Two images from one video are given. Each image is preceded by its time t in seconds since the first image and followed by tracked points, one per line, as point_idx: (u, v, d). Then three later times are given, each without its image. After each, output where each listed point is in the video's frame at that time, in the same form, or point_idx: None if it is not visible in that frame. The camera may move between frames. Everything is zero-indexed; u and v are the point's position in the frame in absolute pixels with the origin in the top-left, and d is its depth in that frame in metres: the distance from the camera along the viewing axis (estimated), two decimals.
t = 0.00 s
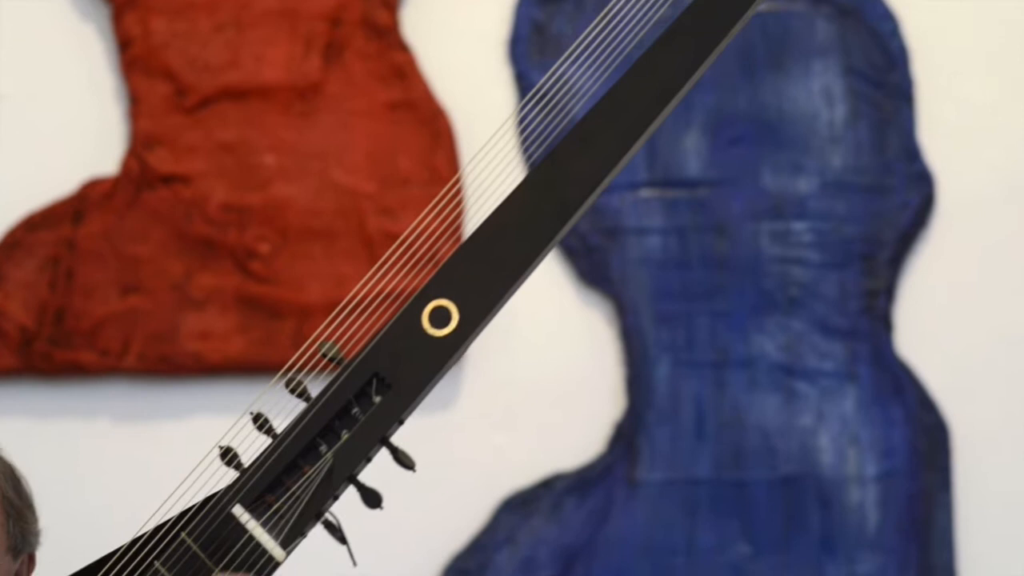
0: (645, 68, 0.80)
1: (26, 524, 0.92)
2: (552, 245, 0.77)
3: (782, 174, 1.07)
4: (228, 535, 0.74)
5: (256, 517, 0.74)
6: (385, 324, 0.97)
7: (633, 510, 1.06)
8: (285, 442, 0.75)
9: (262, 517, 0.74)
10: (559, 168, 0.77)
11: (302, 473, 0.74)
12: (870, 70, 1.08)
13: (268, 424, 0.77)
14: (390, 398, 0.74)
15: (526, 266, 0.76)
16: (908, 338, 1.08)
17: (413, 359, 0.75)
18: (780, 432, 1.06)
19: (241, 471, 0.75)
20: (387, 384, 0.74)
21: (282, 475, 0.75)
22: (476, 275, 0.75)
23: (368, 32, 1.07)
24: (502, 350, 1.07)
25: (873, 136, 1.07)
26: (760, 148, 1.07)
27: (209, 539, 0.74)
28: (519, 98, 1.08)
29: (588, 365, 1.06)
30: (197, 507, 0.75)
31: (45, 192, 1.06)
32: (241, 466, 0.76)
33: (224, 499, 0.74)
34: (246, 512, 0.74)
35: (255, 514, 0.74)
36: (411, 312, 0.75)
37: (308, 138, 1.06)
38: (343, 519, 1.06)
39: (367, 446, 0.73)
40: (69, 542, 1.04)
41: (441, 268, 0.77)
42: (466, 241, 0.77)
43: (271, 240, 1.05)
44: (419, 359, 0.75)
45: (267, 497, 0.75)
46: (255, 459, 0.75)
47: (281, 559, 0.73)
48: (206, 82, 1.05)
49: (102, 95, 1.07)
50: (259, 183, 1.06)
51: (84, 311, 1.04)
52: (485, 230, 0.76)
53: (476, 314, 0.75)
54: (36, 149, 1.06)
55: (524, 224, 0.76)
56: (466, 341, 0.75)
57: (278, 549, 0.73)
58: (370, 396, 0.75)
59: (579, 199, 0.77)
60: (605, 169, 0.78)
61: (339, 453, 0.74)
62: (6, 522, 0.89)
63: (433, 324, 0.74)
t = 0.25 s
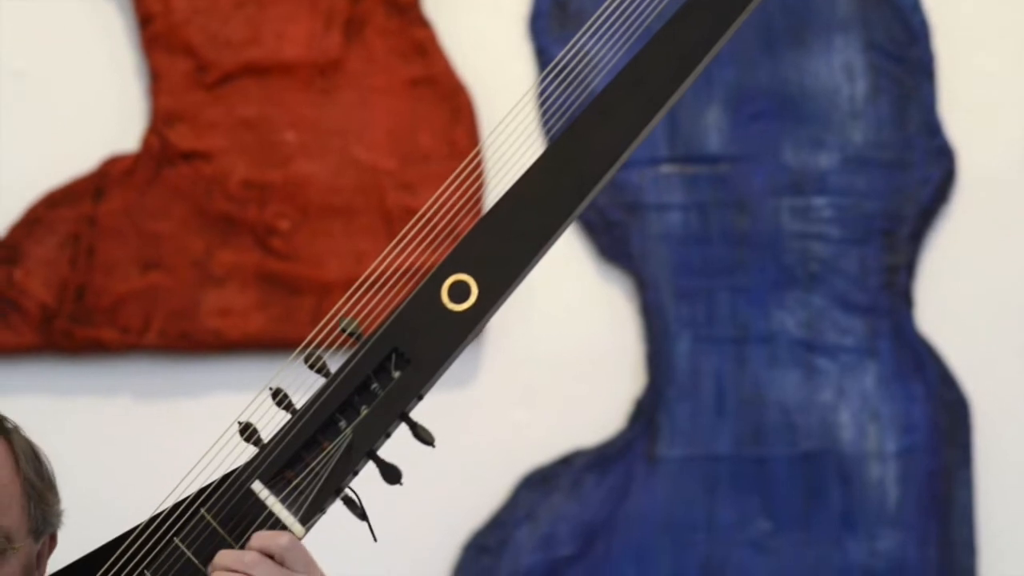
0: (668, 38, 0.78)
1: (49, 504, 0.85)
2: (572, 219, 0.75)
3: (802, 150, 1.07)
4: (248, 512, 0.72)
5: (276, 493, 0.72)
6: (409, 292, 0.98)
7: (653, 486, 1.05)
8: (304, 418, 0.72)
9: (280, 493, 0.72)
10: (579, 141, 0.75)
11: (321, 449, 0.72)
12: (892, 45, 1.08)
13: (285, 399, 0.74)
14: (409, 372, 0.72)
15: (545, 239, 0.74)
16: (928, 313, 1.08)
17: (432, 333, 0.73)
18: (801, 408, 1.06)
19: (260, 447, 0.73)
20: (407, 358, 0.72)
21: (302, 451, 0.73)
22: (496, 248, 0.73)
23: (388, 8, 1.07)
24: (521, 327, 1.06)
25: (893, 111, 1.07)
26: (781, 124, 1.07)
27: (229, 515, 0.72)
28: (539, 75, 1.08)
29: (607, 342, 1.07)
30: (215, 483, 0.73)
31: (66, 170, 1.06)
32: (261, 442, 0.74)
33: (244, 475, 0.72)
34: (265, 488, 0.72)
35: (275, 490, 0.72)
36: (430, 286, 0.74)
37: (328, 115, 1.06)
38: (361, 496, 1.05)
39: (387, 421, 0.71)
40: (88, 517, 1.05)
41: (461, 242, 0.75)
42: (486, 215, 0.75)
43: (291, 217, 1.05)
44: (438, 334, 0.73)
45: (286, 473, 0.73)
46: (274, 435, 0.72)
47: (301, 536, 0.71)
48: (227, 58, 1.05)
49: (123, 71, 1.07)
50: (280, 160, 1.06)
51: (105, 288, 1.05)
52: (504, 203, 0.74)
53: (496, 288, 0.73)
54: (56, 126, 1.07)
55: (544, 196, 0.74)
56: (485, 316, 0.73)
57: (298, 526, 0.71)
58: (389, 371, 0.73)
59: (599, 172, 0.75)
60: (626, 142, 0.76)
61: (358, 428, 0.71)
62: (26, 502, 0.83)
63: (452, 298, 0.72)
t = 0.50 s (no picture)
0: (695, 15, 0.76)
1: (67, 492, 0.86)
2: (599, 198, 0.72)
3: (822, 126, 1.06)
4: (272, 491, 0.69)
5: (301, 472, 0.69)
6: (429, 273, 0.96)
7: (673, 464, 1.05)
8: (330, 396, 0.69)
9: (306, 473, 0.69)
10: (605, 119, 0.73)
11: (347, 429, 0.69)
12: (911, 21, 1.07)
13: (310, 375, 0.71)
14: (436, 352, 0.69)
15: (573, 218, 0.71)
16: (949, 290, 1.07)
17: (459, 312, 0.70)
18: (822, 385, 1.06)
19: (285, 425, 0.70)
20: (433, 337, 0.69)
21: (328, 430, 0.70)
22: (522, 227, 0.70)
23: None
24: (542, 305, 1.06)
25: (913, 87, 1.07)
26: (800, 100, 1.06)
27: (254, 495, 0.70)
28: (560, 52, 1.08)
29: (627, 318, 1.06)
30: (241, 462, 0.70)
31: (84, 146, 1.06)
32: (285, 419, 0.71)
33: (268, 455, 0.70)
34: (291, 467, 0.69)
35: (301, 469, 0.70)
36: (455, 266, 0.71)
37: (346, 91, 1.06)
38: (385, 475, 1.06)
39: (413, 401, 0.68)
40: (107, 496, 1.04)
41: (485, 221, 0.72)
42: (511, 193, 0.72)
43: (310, 194, 1.05)
44: (464, 314, 0.70)
45: (312, 452, 0.69)
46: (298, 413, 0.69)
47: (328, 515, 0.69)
48: (245, 35, 1.05)
49: (140, 49, 1.07)
50: (298, 137, 1.05)
51: (123, 266, 1.04)
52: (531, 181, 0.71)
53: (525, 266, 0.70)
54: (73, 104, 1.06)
55: (570, 174, 0.72)
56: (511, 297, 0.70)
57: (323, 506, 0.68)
58: (414, 351, 0.70)
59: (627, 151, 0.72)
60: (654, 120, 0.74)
61: (385, 408, 0.68)
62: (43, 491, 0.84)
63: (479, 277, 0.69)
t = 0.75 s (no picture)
0: None
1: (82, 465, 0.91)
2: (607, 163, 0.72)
3: (843, 106, 1.06)
4: (285, 460, 0.71)
5: (313, 442, 0.71)
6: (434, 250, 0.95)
7: (694, 444, 1.05)
8: (341, 366, 0.71)
9: (318, 442, 0.71)
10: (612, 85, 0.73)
11: (357, 398, 0.70)
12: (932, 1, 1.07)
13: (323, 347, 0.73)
14: (446, 320, 0.70)
15: (580, 186, 0.71)
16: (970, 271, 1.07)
17: (467, 280, 0.71)
18: (843, 365, 1.06)
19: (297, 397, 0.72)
20: (443, 306, 0.70)
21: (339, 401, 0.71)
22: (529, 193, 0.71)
23: None
24: (560, 281, 1.06)
25: (934, 67, 1.07)
26: (821, 79, 1.07)
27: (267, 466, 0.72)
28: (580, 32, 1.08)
29: (646, 297, 1.06)
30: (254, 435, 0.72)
31: (105, 128, 1.06)
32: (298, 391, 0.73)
33: (280, 427, 0.72)
34: (303, 437, 0.71)
35: (313, 439, 0.72)
36: (464, 234, 0.71)
37: (367, 73, 1.06)
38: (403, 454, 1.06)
39: (422, 368, 0.69)
40: (129, 478, 1.05)
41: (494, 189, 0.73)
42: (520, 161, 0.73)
43: (331, 175, 1.05)
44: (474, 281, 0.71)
45: (324, 421, 0.72)
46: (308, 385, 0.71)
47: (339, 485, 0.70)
48: (266, 18, 1.05)
49: (161, 31, 1.07)
50: (320, 119, 1.06)
51: (145, 248, 1.05)
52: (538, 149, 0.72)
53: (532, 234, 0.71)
54: (94, 86, 1.06)
55: (577, 141, 0.72)
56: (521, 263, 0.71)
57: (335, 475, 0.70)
58: (425, 319, 0.71)
59: (630, 120, 0.72)
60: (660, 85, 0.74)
61: (394, 377, 0.70)
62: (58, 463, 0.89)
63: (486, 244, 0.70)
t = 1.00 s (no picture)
0: None
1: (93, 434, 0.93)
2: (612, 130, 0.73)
3: (862, 86, 1.06)
4: (299, 431, 0.73)
5: (326, 413, 0.72)
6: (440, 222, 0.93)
7: (716, 425, 1.06)
8: (352, 338, 0.72)
9: (331, 414, 0.72)
10: (615, 52, 0.73)
11: (369, 368, 0.71)
12: None
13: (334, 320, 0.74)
14: (456, 289, 0.71)
15: (585, 153, 0.71)
16: (991, 252, 1.07)
17: (476, 250, 0.71)
18: (864, 346, 1.06)
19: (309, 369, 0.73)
20: (452, 275, 0.71)
21: (350, 371, 0.72)
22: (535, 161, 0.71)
23: None
24: (580, 261, 1.07)
25: (953, 47, 1.07)
26: (840, 60, 1.07)
27: (283, 439, 0.73)
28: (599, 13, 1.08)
29: (668, 279, 1.06)
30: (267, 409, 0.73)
31: (127, 113, 1.06)
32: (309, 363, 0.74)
33: (292, 400, 0.72)
34: (316, 409, 0.72)
35: (325, 411, 0.72)
36: (472, 203, 0.72)
37: (387, 56, 1.06)
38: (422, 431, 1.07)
39: (432, 338, 0.70)
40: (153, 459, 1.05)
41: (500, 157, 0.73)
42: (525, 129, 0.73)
43: (352, 158, 1.05)
44: (483, 249, 0.72)
45: (336, 392, 0.72)
46: (320, 357, 0.72)
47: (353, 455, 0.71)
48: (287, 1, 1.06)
49: (182, 15, 1.07)
50: (340, 102, 1.06)
51: (167, 231, 1.05)
52: (543, 117, 0.72)
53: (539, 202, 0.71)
54: (116, 71, 1.07)
55: (581, 109, 0.72)
56: (528, 231, 0.71)
57: (348, 445, 0.71)
58: (434, 289, 0.71)
59: (634, 87, 0.72)
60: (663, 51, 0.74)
61: (405, 346, 0.70)
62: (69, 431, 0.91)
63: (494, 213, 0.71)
